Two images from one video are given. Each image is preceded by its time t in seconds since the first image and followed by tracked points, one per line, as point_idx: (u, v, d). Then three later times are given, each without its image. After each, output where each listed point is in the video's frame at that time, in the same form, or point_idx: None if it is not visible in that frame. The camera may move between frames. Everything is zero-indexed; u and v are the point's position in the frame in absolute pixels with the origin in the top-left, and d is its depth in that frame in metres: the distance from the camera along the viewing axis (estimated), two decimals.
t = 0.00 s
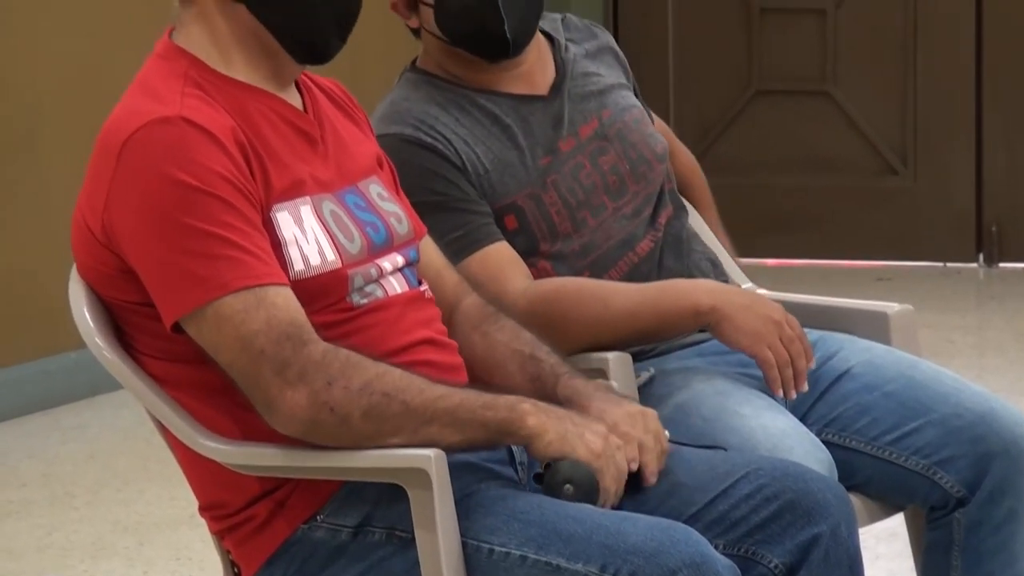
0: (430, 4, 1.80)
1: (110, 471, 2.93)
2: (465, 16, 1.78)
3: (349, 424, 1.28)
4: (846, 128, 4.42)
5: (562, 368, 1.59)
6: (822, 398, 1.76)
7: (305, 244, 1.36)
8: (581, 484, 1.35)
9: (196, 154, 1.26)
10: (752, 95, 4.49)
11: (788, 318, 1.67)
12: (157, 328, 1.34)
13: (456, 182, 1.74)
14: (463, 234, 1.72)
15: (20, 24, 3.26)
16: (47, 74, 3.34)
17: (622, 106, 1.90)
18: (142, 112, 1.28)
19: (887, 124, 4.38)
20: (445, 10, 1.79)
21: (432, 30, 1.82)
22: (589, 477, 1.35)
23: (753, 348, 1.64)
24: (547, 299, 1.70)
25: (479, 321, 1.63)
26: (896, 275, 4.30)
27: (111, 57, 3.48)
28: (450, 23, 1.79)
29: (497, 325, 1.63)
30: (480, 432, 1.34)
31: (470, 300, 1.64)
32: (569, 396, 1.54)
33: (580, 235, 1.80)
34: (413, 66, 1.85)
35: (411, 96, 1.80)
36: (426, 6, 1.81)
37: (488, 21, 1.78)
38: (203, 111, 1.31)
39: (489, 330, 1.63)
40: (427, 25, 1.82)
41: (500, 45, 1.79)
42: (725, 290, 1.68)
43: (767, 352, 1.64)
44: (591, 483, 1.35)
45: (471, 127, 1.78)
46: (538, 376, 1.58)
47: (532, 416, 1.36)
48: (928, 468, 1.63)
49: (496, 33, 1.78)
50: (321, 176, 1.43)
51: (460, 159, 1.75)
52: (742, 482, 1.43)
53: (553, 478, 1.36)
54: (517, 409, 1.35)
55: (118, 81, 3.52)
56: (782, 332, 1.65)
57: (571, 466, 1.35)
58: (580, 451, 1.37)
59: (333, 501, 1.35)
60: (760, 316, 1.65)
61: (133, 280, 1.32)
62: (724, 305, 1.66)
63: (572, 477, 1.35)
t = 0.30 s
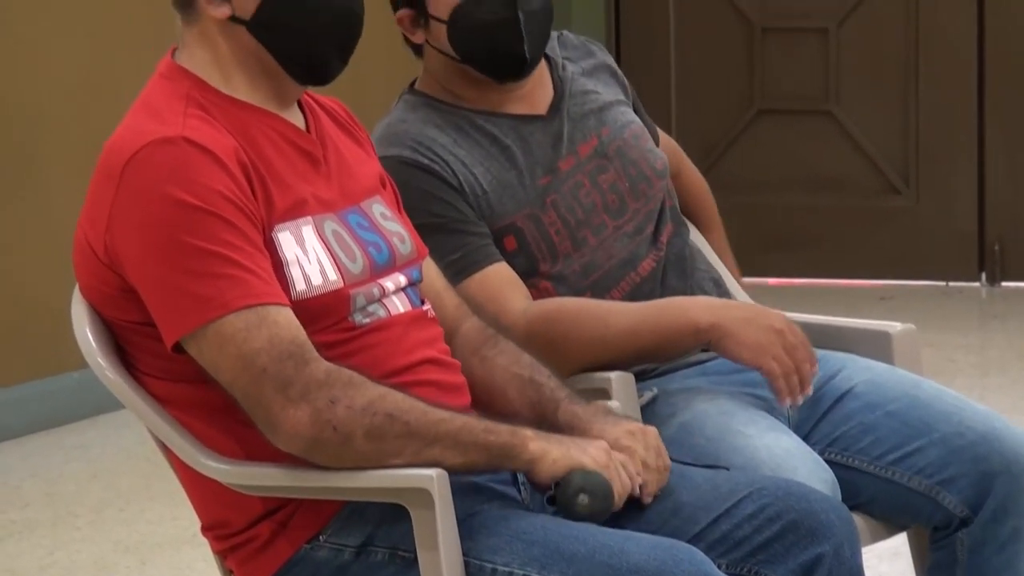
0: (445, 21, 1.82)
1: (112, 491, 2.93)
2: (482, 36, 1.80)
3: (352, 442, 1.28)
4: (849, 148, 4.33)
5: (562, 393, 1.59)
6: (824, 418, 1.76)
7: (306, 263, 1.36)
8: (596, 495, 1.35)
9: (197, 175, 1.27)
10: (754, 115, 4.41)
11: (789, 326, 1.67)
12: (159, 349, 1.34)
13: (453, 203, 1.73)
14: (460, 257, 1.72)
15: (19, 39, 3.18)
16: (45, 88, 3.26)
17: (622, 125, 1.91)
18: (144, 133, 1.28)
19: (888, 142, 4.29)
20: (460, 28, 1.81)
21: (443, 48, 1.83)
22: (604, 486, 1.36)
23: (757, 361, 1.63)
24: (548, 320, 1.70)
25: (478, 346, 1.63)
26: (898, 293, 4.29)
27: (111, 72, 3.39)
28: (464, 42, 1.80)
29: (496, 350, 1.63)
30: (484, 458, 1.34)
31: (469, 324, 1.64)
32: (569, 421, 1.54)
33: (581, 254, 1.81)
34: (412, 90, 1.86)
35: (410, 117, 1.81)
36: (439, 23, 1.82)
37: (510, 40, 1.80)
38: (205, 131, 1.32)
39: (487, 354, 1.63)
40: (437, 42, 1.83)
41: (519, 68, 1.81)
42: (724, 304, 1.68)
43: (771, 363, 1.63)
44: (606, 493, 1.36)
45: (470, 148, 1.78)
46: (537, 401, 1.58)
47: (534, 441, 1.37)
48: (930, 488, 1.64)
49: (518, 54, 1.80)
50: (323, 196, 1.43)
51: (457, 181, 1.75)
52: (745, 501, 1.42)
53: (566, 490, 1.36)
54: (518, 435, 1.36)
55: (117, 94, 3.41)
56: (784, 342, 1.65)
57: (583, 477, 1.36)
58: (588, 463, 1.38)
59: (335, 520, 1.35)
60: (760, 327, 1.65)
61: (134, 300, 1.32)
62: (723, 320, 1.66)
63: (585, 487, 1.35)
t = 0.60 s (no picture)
0: (463, 38, 1.82)
1: (113, 509, 2.92)
2: (501, 58, 1.81)
3: (356, 457, 1.29)
4: (851, 167, 4.32)
5: (562, 414, 1.59)
6: (826, 436, 1.76)
7: (308, 281, 1.36)
8: (596, 520, 1.35)
9: (199, 190, 1.27)
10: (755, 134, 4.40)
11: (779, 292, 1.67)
12: (160, 366, 1.34)
13: (451, 224, 1.73)
14: (458, 277, 1.72)
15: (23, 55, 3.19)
16: (47, 105, 3.26)
17: (622, 142, 1.91)
18: (146, 149, 1.28)
19: (891, 159, 4.28)
20: (478, 47, 1.81)
21: (455, 66, 1.84)
22: (603, 510, 1.36)
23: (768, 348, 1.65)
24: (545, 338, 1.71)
25: (478, 364, 1.63)
26: (900, 311, 4.27)
27: (114, 89, 3.40)
28: (482, 62, 1.81)
29: (497, 368, 1.63)
30: (486, 482, 1.34)
31: (470, 343, 1.64)
32: (570, 445, 1.55)
33: (581, 272, 1.81)
34: (411, 111, 1.87)
35: (409, 137, 1.81)
36: (456, 40, 1.83)
37: (530, 65, 1.82)
38: (206, 147, 1.32)
39: (487, 374, 1.62)
40: (449, 59, 1.84)
41: (531, 94, 1.83)
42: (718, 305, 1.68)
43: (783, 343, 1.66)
44: (605, 516, 1.36)
45: (469, 167, 1.78)
46: (539, 423, 1.58)
47: (537, 469, 1.37)
48: (933, 505, 1.64)
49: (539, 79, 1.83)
50: (325, 214, 1.43)
51: (455, 203, 1.75)
52: (747, 519, 1.42)
53: (566, 516, 1.36)
54: (520, 462, 1.37)
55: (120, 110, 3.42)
56: (781, 316, 1.66)
57: (584, 502, 1.36)
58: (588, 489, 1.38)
59: (338, 537, 1.35)
60: (753, 309, 1.66)
61: (136, 317, 1.32)
62: (719, 320, 1.67)
63: (586, 513, 1.35)
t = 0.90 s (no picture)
0: (480, 52, 1.83)
1: (113, 526, 2.92)
2: (517, 72, 1.82)
3: (359, 474, 1.29)
4: (853, 184, 4.30)
5: (560, 432, 1.59)
6: (827, 453, 1.76)
7: (308, 299, 1.37)
8: (597, 538, 1.37)
9: (200, 209, 1.27)
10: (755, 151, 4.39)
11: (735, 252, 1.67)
12: (161, 385, 1.34)
13: (445, 247, 1.74)
14: (458, 297, 1.72)
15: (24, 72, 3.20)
16: (47, 122, 3.27)
17: (622, 160, 1.91)
18: (148, 167, 1.29)
19: (892, 176, 4.26)
20: (494, 61, 1.82)
21: (468, 79, 1.85)
22: (604, 528, 1.38)
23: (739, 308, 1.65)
24: (532, 356, 1.72)
25: (478, 382, 1.63)
26: (901, 328, 4.25)
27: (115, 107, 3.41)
28: (497, 76, 1.82)
29: (497, 387, 1.63)
30: (488, 494, 1.35)
31: (471, 360, 1.64)
32: (571, 462, 1.55)
33: (581, 290, 1.81)
34: (411, 130, 1.87)
35: (407, 157, 1.81)
36: (471, 53, 1.84)
37: (546, 80, 1.83)
38: (207, 166, 1.32)
39: (488, 392, 1.63)
40: (462, 72, 1.85)
41: (543, 111, 1.84)
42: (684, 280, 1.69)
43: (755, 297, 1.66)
44: (606, 534, 1.37)
45: (468, 186, 1.79)
46: (538, 442, 1.59)
47: (539, 480, 1.38)
48: (934, 522, 1.64)
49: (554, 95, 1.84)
50: (325, 232, 1.43)
51: (452, 225, 1.75)
52: (747, 536, 1.41)
53: (567, 534, 1.37)
54: (522, 472, 1.37)
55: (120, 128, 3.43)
56: (744, 274, 1.65)
57: (584, 519, 1.37)
58: (589, 503, 1.39)
59: (339, 554, 1.35)
60: (711, 275, 1.66)
61: (137, 335, 1.32)
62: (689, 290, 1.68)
63: (587, 530, 1.37)
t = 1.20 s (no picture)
0: (492, 66, 1.84)
1: (113, 543, 2.91)
2: (530, 89, 1.82)
3: (361, 491, 1.30)
4: (854, 200, 4.29)
5: (562, 449, 1.59)
6: (829, 469, 1.76)
7: (309, 316, 1.37)
8: (599, 556, 1.35)
9: (201, 226, 1.27)
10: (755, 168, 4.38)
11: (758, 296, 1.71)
12: (162, 402, 1.34)
13: (449, 262, 1.74)
14: (459, 314, 1.72)
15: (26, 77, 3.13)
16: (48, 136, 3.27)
17: (623, 177, 1.92)
18: (148, 185, 1.29)
19: (892, 192, 4.25)
20: (507, 77, 1.83)
21: (479, 94, 1.85)
22: (605, 546, 1.35)
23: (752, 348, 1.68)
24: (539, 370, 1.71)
25: (478, 400, 1.63)
26: (901, 344, 4.22)
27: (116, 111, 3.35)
28: (509, 91, 1.83)
29: (497, 404, 1.63)
30: (489, 515, 1.34)
31: (470, 376, 1.64)
32: (573, 480, 1.55)
33: (582, 307, 1.81)
34: (414, 146, 1.87)
35: (408, 173, 1.81)
36: (483, 68, 1.84)
37: (559, 97, 1.84)
38: (207, 183, 1.32)
39: (488, 409, 1.63)
40: (472, 86, 1.85)
41: (554, 129, 1.85)
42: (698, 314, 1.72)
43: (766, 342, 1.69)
44: (607, 552, 1.35)
45: (470, 202, 1.79)
46: (539, 459, 1.58)
47: (542, 503, 1.37)
48: (936, 539, 1.64)
49: (566, 112, 1.86)
50: (326, 249, 1.44)
51: (455, 239, 1.75)
52: (748, 553, 1.41)
53: (568, 552, 1.35)
54: (526, 495, 1.37)
55: (122, 133, 3.37)
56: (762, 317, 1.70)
57: (586, 537, 1.35)
58: (593, 525, 1.38)
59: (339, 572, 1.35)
60: (732, 313, 1.69)
61: (138, 353, 1.32)
62: (704, 326, 1.70)
63: (587, 549, 1.35)
